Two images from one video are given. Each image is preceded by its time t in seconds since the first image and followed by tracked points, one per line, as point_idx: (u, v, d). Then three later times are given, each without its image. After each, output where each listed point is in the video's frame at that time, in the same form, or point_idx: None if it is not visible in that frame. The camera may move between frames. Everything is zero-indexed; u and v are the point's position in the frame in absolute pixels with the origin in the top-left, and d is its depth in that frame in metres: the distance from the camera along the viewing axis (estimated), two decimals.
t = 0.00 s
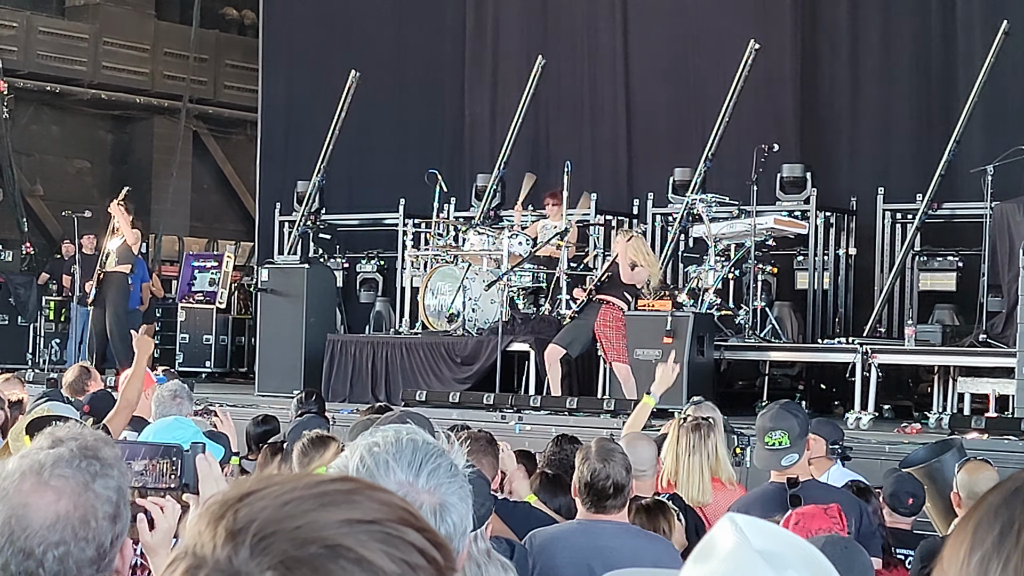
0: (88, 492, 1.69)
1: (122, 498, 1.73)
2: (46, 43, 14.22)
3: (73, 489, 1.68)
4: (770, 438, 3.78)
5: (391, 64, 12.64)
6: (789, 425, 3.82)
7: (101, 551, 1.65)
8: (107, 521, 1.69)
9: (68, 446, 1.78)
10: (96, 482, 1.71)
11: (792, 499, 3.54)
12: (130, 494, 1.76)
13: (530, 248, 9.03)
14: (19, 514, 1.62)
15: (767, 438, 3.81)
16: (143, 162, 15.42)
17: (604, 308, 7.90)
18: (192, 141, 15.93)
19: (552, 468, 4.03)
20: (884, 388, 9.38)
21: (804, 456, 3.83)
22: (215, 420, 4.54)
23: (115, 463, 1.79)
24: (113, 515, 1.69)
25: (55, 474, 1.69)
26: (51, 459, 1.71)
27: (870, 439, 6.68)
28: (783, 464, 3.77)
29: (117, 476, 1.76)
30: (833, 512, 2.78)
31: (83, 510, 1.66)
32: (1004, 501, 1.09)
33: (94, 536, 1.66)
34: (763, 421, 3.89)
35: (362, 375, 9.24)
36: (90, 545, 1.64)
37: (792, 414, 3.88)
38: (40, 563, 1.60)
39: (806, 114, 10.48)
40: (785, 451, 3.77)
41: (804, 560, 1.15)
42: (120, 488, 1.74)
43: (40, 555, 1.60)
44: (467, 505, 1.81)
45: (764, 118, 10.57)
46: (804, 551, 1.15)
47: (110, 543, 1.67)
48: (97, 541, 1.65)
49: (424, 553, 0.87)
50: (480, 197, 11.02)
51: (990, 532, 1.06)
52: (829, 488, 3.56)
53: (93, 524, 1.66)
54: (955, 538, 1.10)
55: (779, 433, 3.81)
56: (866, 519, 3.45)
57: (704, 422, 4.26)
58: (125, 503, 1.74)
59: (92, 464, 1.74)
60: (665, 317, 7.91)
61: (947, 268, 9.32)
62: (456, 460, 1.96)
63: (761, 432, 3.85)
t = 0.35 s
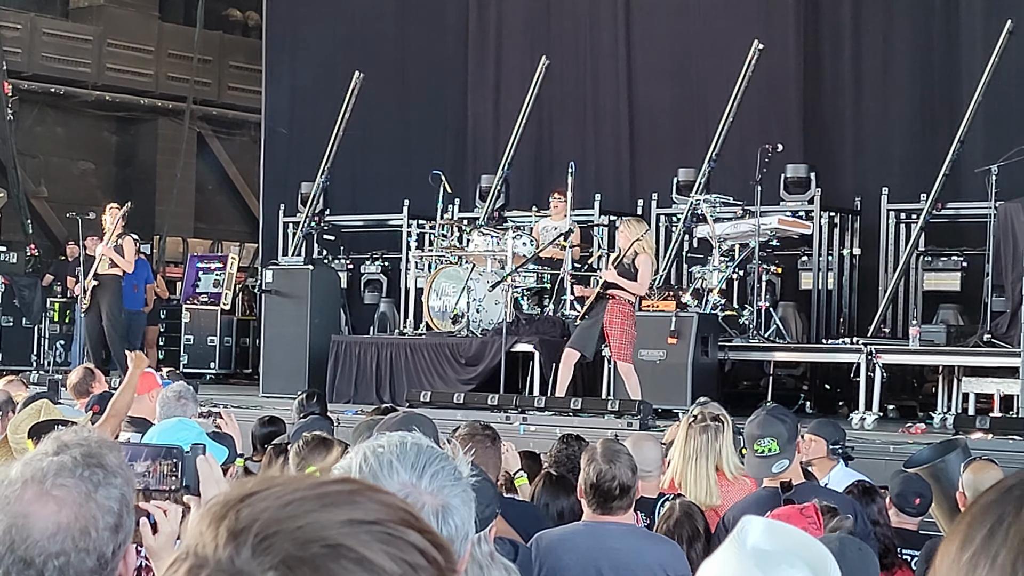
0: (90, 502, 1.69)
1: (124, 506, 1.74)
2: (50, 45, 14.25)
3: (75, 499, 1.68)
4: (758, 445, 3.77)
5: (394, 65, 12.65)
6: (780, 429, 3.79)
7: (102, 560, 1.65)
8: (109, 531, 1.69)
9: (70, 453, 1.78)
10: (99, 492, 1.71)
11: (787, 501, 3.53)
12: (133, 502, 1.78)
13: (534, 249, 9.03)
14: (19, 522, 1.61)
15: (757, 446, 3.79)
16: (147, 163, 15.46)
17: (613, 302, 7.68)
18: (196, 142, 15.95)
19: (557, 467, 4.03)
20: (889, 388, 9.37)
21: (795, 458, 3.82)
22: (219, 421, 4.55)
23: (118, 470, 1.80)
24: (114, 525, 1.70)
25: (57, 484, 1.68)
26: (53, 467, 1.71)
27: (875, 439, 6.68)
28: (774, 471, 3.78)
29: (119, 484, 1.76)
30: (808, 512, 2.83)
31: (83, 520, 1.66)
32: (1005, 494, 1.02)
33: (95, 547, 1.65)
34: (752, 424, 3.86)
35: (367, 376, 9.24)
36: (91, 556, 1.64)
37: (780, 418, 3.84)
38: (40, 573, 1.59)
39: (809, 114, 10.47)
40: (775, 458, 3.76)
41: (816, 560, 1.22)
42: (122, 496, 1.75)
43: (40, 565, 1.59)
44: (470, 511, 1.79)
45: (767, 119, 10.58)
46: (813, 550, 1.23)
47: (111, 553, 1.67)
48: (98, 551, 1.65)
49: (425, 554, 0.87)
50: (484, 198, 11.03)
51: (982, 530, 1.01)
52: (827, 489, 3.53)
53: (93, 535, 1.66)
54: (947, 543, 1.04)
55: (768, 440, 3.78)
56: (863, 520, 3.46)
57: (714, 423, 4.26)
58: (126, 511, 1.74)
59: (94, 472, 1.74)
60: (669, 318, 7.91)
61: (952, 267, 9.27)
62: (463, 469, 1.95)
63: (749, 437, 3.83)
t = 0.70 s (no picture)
0: (91, 501, 1.69)
1: (125, 504, 1.74)
2: (51, 42, 14.25)
3: (76, 499, 1.67)
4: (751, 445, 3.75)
5: (395, 64, 12.64)
6: (773, 429, 3.75)
7: (104, 558, 1.65)
8: (110, 530, 1.69)
9: (71, 452, 1.78)
10: (99, 490, 1.71)
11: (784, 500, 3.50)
12: (134, 500, 1.78)
13: (535, 247, 9.03)
14: (19, 522, 1.61)
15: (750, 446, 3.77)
16: (148, 162, 15.47)
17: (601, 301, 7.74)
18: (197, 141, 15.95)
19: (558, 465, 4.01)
20: (890, 385, 9.38)
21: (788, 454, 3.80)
22: (220, 418, 4.55)
23: (118, 468, 1.80)
24: (115, 524, 1.70)
25: (57, 483, 1.68)
26: (53, 466, 1.71)
27: (876, 437, 6.68)
28: (770, 470, 3.77)
29: (120, 482, 1.76)
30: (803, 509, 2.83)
31: (84, 520, 1.66)
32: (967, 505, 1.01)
33: (96, 546, 1.65)
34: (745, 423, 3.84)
35: (369, 373, 9.25)
36: (92, 554, 1.64)
37: (773, 418, 3.80)
38: (41, 572, 1.59)
39: (810, 111, 10.47)
40: (770, 457, 3.74)
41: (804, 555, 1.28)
42: (123, 494, 1.75)
43: (41, 565, 1.59)
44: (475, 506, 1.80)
45: (768, 117, 10.57)
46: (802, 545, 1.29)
47: (113, 551, 1.67)
48: (99, 550, 1.65)
49: (425, 552, 0.87)
50: (485, 196, 11.03)
51: (937, 543, 1.00)
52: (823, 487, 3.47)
53: (94, 533, 1.66)
54: (905, 552, 1.03)
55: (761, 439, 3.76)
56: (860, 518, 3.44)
57: (723, 426, 4.25)
58: (128, 509, 1.74)
59: (95, 470, 1.74)
60: (670, 315, 7.91)
61: (953, 264, 9.23)
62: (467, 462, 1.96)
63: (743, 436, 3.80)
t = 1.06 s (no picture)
0: (98, 495, 1.68)
1: (131, 497, 1.72)
2: (51, 39, 14.23)
3: (82, 492, 1.67)
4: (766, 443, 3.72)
5: (394, 59, 12.63)
6: (787, 426, 3.73)
7: (111, 552, 1.65)
8: (117, 524, 1.68)
9: (77, 444, 1.77)
10: (105, 485, 1.70)
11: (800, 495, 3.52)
12: (141, 492, 1.76)
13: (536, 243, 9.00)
14: (27, 517, 1.62)
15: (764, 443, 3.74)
16: (148, 158, 15.45)
17: (585, 290, 7.94)
18: (196, 137, 15.93)
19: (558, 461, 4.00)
20: (890, 381, 9.38)
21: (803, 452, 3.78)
22: (220, 414, 4.54)
23: (125, 461, 1.78)
24: (122, 518, 1.68)
25: (64, 476, 1.68)
26: (59, 460, 1.69)
27: (876, 433, 6.68)
28: (785, 467, 3.76)
29: (127, 475, 1.75)
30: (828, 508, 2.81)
31: (91, 513, 1.66)
32: (919, 524, 0.99)
33: (103, 539, 1.65)
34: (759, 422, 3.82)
35: (371, 369, 9.24)
36: (100, 548, 1.64)
37: (787, 416, 3.78)
38: (49, 566, 1.60)
39: (809, 107, 10.45)
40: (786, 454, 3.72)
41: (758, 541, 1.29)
42: (129, 487, 1.73)
43: (48, 559, 1.61)
44: (477, 504, 1.80)
45: (768, 114, 10.56)
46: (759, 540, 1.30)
47: (120, 545, 1.66)
48: (107, 544, 1.65)
49: (424, 545, 0.86)
50: (484, 192, 11.02)
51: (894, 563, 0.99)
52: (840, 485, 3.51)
53: (101, 528, 1.65)
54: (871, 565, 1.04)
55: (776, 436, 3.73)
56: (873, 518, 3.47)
57: (712, 423, 4.25)
58: (134, 503, 1.73)
59: (101, 464, 1.72)
60: (670, 311, 7.91)
61: (953, 260, 9.24)
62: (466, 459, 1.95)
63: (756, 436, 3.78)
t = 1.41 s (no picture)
0: (95, 489, 1.68)
1: (127, 492, 1.72)
2: (49, 37, 14.21)
3: (79, 486, 1.67)
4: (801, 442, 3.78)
5: (392, 57, 12.62)
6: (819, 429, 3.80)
7: (107, 546, 1.64)
8: (112, 519, 1.67)
9: (74, 440, 1.77)
10: (102, 479, 1.70)
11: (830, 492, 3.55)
12: (137, 488, 1.76)
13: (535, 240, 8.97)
14: (22, 510, 1.61)
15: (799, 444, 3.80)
16: (147, 156, 15.45)
17: (579, 287, 7.92)
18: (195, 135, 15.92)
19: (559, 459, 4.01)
20: (889, 378, 9.38)
21: (837, 452, 3.87)
22: (218, 411, 4.54)
23: (122, 456, 1.78)
24: (118, 511, 1.68)
25: (60, 471, 1.67)
26: (57, 454, 1.70)
27: (874, 430, 6.69)
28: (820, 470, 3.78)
29: (123, 470, 1.75)
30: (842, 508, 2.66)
31: (88, 508, 1.65)
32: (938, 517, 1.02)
33: (100, 533, 1.64)
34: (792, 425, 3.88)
35: (370, 367, 9.22)
36: (96, 542, 1.63)
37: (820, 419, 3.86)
38: (45, 560, 1.60)
39: (807, 104, 10.45)
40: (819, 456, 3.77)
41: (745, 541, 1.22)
42: (125, 482, 1.74)
43: (44, 552, 1.60)
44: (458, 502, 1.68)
45: (767, 111, 10.55)
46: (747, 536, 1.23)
47: (116, 538, 1.66)
48: (103, 537, 1.64)
49: (417, 541, 0.86)
50: (483, 189, 11.01)
51: (911, 555, 1.01)
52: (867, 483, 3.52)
53: (97, 522, 1.65)
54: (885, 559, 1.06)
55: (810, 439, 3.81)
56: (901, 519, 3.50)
57: (721, 417, 4.25)
58: (130, 497, 1.73)
59: (98, 458, 1.73)
60: (669, 309, 7.92)
61: (952, 258, 9.24)
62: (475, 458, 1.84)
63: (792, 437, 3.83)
